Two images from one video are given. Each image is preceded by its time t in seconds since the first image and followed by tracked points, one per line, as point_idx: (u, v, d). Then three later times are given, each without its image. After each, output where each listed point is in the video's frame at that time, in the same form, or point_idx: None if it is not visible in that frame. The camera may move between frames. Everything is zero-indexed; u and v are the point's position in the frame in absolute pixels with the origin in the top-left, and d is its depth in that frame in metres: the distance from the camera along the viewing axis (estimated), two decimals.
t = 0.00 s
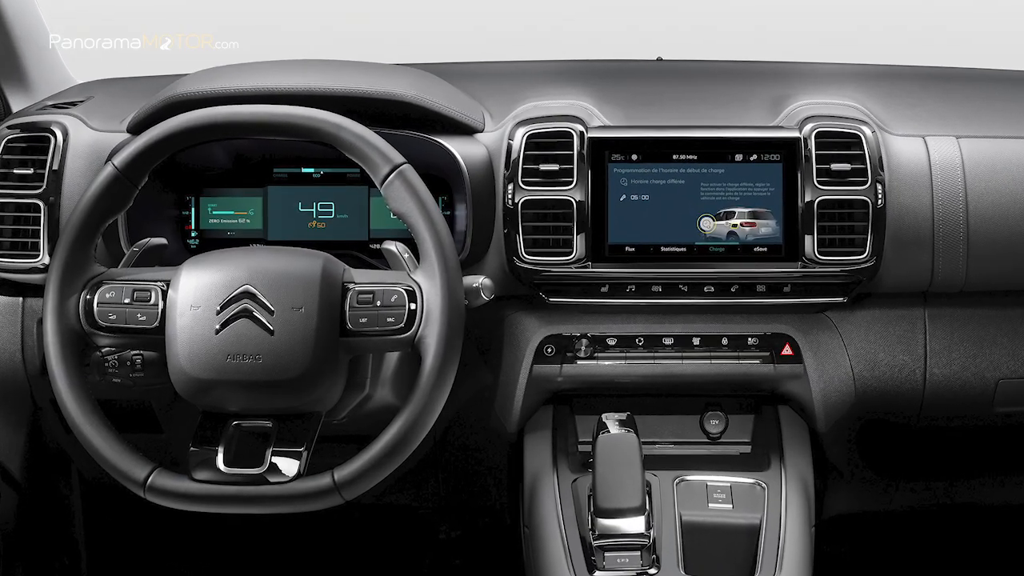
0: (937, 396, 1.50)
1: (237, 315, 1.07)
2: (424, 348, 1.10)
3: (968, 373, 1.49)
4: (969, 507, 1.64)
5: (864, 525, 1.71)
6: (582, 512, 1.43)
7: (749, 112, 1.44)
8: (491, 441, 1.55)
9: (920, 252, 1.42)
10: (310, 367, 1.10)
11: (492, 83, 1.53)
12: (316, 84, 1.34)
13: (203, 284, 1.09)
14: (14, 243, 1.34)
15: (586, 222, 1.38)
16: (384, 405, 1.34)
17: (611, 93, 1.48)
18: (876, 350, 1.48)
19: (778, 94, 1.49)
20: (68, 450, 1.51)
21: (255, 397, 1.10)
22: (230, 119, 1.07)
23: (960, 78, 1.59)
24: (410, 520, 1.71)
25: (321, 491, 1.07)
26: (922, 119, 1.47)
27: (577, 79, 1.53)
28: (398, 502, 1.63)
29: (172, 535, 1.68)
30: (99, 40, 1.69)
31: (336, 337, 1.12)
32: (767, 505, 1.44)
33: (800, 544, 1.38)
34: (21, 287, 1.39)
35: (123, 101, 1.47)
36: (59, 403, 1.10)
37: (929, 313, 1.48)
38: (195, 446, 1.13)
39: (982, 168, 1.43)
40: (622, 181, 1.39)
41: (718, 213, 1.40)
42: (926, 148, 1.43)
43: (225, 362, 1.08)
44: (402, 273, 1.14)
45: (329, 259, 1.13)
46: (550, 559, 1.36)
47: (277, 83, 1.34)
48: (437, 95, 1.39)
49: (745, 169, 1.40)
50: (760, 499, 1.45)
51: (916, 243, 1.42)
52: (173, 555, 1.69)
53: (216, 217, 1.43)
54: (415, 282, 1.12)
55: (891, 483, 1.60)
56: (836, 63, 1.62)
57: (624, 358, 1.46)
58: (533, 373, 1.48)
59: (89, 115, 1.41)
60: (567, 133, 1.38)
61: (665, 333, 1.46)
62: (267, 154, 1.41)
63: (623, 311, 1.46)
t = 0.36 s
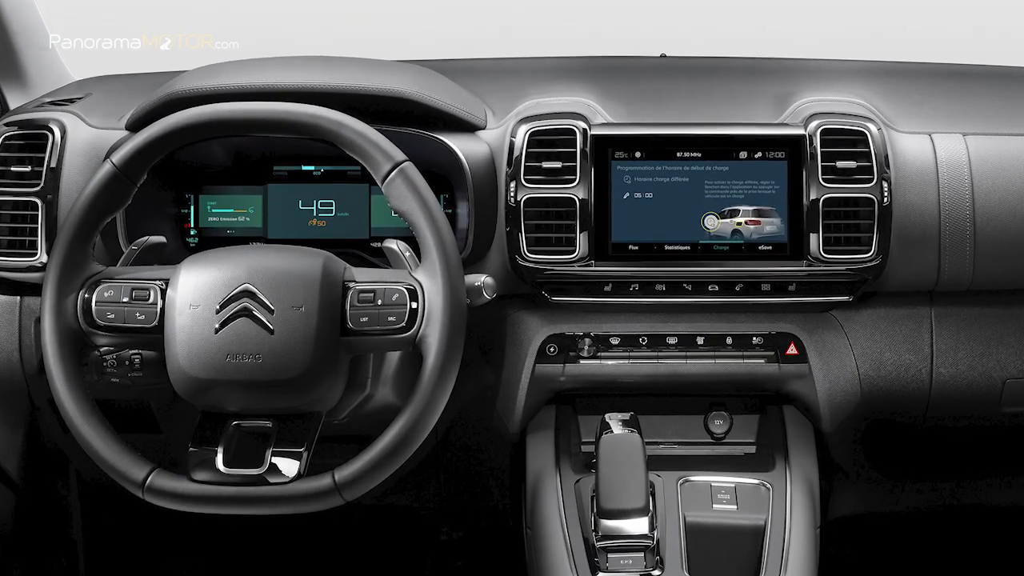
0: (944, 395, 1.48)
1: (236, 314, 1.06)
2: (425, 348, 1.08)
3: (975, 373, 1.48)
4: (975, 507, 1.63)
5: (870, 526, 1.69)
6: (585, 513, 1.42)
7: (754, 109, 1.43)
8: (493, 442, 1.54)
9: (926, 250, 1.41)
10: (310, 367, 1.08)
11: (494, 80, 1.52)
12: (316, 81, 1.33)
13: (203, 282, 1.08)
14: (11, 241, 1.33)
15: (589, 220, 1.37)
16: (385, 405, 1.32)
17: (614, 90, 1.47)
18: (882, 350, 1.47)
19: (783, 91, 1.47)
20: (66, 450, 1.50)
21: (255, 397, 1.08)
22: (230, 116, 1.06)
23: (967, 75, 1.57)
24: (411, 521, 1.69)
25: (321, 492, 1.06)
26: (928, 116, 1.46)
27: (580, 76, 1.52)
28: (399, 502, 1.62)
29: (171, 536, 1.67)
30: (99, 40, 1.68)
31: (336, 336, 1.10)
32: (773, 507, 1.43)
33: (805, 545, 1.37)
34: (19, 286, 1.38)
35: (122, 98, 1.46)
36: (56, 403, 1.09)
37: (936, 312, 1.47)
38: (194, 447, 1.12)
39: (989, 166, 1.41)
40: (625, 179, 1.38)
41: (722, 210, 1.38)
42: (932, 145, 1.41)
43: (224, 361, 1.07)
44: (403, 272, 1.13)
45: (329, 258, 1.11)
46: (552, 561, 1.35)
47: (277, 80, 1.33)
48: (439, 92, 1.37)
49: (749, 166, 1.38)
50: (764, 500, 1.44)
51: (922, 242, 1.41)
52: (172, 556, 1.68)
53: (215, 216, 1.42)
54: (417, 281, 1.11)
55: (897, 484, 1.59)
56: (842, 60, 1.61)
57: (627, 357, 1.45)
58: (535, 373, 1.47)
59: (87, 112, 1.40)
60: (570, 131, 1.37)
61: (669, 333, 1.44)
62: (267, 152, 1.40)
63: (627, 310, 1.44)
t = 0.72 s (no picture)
0: (950, 395, 1.47)
1: (236, 313, 1.05)
2: (426, 347, 1.07)
3: (982, 373, 1.46)
4: (982, 508, 1.61)
5: (875, 527, 1.68)
6: (588, 514, 1.41)
7: (759, 106, 1.42)
8: (495, 442, 1.53)
9: (932, 249, 1.39)
10: (311, 366, 1.07)
11: (497, 77, 1.50)
12: (317, 78, 1.32)
13: (202, 281, 1.07)
14: (9, 240, 1.32)
15: (592, 218, 1.36)
16: (386, 405, 1.31)
17: (618, 87, 1.46)
18: (888, 349, 1.45)
19: (788, 88, 1.46)
20: (64, 450, 1.49)
21: (255, 397, 1.07)
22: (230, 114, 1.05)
23: (974, 72, 1.55)
24: (413, 521, 1.68)
25: (321, 492, 1.05)
26: (935, 114, 1.44)
27: (583, 72, 1.51)
28: (400, 503, 1.60)
29: (171, 536, 1.66)
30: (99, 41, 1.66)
31: (337, 335, 1.09)
32: (777, 508, 1.41)
33: (810, 547, 1.36)
34: (16, 284, 1.37)
35: (120, 96, 1.44)
36: (54, 403, 1.08)
37: (942, 311, 1.45)
38: (193, 447, 1.11)
39: (996, 163, 1.40)
40: (629, 176, 1.37)
41: (726, 209, 1.37)
42: (939, 143, 1.40)
43: (223, 361, 1.06)
44: (404, 270, 1.12)
45: (330, 256, 1.10)
46: (554, 563, 1.34)
47: (276, 77, 1.31)
48: (441, 89, 1.36)
49: (754, 164, 1.37)
50: (769, 501, 1.43)
51: (928, 240, 1.39)
52: (171, 557, 1.67)
53: (215, 214, 1.41)
54: (418, 280, 1.10)
55: (903, 484, 1.57)
56: (848, 56, 1.59)
57: (630, 356, 1.43)
58: (538, 372, 1.45)
59: (86, 109, 1.39)
60: (573, 128, 1.35)
61: (673, 332, 1.43)
62: (268, 149, 1.39)
63: (630, 309, 1.43)
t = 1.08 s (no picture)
0: (956, 395, 1.46)
1: (236, 312, 1.04)
2: (428, 346, 1.06)
3: (988, 372, 1.45)
4: (988, 509, 1.60)
5: (880, 528, 1.67)
6: (591, 516, 1.40)
7: (763, 103, 1.40)
8: (497, 442, 1.52)
9: (938, 247, 1.38)
10: (311, 366, 1.06)
11: (499, 74, 1.49)
12: (317, 75, 1.31)
13: (201, 280, 1.06)
14: (7, 238, 1.31)
15: (595, 216, 1.34)
16: (387, 405, 1.30)
17: (621, 84, 1.44)
18: (894, 349, 1.44)
19: (793, 85, 1.44)
20: (62, 451, 1.48)
21: (254, 397, 1.06)
22: (229, 110, 1.03)
23: (980, 69, 1.54)
24: (414, 523, 1.67)
25: (322, 493, 1.04)
26: (941, 111, 1.43)
27: (586, 69, 1.49)
28: (401, 504, 1.59)
29: (170, 537, 1.65)
30: (99, 41, 1.62)
31: (338, 334, 1.08)
32: (782, 509, 1.40)
33: (816, 548, 1.34)
34: (14, 283, 1.36)
35: (119, 93, 1.43)
36: (52, 403, 1.07)
37: (948, 310, 1.44)
38: (191, 447, 1.09)
39: (1003, 161, 1.38)
40: (632, 174, 1.35)
41: (730, 207, 1.36)
42: (945, 140, 1.39)
43: (223, 360, 1.04)
44: (406, 269, 1.10)
45: (330, 254, 1.09)
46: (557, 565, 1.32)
47: (276, 74, 1.30)
48: (443, 86, 1.35)
49: (759, 162, 1.35)
50: (774, 502, 1.41)
51: (934, 238, 1.38)
52: (170, 559, 1.67)
53: (214, 212, 1.39)
54: (420, 278, 1.08)
55: (909, 485, 1.56)
56: (853, 53, 1.58)
57: (633, 356, 1.42)
58: (540, 372, 1.44)
59: (84, 106, 1.37)
60: (575, 126, 1.34)
61: (676, 332, 1.42)
62: (268, 147, 1.37)
63: (633, 308, 1.41)
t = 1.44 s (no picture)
0: (962, 395, 1.44)
1: (236, 311, 1.03)
2: (429, 346, 1.05)
3: (995, 372, 1.43)
4: (995, 510, 1.59)
5: (886, 529, 1.65)
6: (593, 517, 1.39)
7: (768, 100, 1.39)
8: (499, 442, 1.51)
9: (945, 246, 1.37)
10: (311, 365, 1.05)
11: (501, 71, 1.48)
12: (318, 72, 1.30)
13: (201, 278, 1.04)
14: (4, 237, 1.30)
15: (598, 215, 1.33)
16: (388, 405, 1.29)
17: (624, 81, 1.43)
18: (899, 348, 1.42)
19: (798, 82, 1.43)
20: (60, 451, 1.47)
21: (254, 397, 1.05)
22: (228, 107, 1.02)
23: (987, 66, 1.52)
24: (415, 524, 1.66)
25: (323, 494, 1.03)
26: (947, 108, 1.41)
27: (589, 66, 1.48)
28: (402, 505, 1.59)
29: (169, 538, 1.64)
30: (99, 40, 1.59)
31: (339, 333, 1.07)
32: (786, 510, 1.39)
33: (820, 549, 1.33)
34: (12, 282, 1.35)
35: (118, 90, 1.42)
36: (50, 403, 1.06)
37: (955, 309, 1.42)
38: (190, 448, 1.08)
39: (1009, 158, 1.37)
40: (635, 172, 1.34)
41: (734, 205, 1.34)
42: (951, 138, 1.37)
43: (223, 360, 1.03)
44: (407, 268, 1.09)
45: (331, 253, 1.07)
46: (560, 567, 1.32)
47: (276, 71, 1.29)
48: (444, 83, 1.34)
49: (763, 159, 1.34)
50: (778, 502, 1.40)
51: (940, 237, 1.36)
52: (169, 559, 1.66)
53: (214, 210, 1.38)
54: (421, 277, 1.07)
55: (914, 485, 1.55)
56: (859, 50, 1.56)
57: (637, 355, 1.41)
58: (543, 372, 1.43)
59: (82, 103, 1.36)
60: (578, 123, 1.33)
61: (680, 331, 1.40)
62: (268, 145, 1.36)
63: (637, 307, 1.40)
